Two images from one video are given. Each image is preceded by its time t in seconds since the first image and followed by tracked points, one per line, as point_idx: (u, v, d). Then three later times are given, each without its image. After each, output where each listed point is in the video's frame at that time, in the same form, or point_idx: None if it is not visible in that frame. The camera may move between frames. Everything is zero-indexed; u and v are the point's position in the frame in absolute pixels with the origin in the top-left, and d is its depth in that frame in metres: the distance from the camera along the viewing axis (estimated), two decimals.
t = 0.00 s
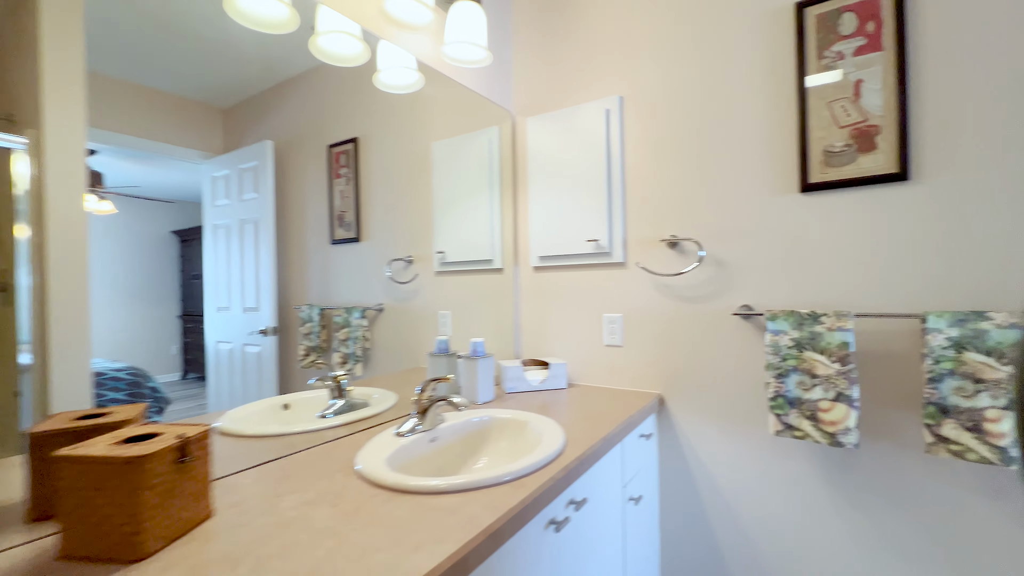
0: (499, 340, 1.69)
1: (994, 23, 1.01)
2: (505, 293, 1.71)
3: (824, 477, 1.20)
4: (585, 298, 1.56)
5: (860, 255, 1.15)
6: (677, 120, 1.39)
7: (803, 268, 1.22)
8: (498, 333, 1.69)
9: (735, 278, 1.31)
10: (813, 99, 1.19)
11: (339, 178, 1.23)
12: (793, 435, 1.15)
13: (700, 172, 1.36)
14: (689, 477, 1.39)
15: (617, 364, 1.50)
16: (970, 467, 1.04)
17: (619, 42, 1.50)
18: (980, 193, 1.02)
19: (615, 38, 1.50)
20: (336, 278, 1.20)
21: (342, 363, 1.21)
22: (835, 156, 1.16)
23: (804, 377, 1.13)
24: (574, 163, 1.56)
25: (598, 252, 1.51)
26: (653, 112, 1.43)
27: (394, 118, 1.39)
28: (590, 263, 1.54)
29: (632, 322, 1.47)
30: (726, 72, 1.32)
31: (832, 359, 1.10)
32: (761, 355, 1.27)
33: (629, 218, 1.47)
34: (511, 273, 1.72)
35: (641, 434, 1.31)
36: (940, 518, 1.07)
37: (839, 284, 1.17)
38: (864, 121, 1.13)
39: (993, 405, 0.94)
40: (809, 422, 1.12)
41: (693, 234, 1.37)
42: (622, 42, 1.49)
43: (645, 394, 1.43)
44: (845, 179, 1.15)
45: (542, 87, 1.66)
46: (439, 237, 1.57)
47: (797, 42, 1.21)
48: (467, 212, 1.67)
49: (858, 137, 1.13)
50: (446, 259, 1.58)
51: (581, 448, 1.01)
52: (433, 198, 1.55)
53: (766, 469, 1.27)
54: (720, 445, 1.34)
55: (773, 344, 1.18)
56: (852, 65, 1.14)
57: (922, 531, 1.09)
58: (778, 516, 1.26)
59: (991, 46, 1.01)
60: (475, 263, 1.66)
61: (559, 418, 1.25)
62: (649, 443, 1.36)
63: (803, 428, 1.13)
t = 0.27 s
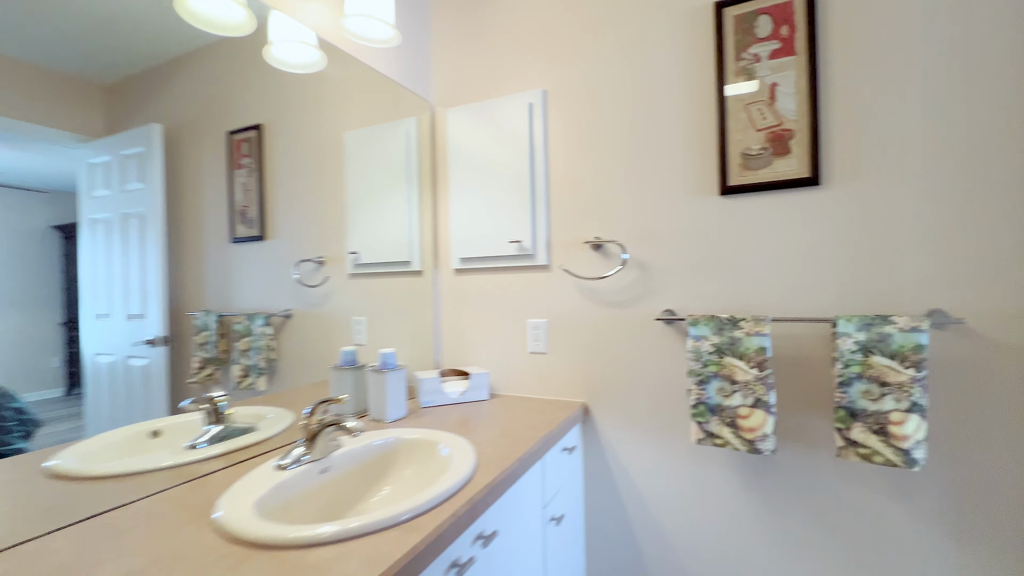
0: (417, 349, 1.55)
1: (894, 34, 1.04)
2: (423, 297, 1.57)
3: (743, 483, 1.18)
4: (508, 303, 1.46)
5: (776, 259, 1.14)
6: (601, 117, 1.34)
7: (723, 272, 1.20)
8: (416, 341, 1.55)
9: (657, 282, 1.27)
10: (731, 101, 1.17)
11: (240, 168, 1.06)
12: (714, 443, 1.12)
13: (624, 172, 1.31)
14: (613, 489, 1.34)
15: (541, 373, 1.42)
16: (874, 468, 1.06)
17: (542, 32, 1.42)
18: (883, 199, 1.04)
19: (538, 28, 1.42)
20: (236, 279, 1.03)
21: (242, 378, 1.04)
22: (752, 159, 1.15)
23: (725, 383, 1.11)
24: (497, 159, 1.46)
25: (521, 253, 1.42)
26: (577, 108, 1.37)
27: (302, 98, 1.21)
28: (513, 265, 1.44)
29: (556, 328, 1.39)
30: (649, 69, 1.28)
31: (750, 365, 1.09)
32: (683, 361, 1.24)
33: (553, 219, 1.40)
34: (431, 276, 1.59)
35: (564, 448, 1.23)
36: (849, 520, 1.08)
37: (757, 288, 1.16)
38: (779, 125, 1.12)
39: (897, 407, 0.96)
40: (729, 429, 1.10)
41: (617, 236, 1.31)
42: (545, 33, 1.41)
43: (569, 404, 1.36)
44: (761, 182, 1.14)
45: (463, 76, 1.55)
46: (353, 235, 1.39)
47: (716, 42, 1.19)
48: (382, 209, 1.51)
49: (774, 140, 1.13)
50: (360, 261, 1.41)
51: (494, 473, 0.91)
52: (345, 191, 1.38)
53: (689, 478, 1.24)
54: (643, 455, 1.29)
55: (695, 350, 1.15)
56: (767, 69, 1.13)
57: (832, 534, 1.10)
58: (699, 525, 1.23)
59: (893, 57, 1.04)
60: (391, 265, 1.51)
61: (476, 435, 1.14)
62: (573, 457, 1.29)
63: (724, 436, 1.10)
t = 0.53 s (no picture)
0: (306, 369, 1.35)
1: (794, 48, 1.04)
2: (315, 309, 1.38)
3: (656, 503, 1.14)
4: (412, 316, 1.32)
5: (686, 270, 1.11)
6: (511, 114, 1.24)
7: (635, 283, 1.15)
8: (305, 360, 1.35)
9: (569, 293, 1.19)
10: (642, 105, 1.12)
11: (88, 154, 0.86)
12: (626, 463, 1.06)
13: (535, 175, 1.22)
14: (524, 515, 1.24)
15: (448, 392, 1.29)
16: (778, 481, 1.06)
17: (448, 18, 1.29)
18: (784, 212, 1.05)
19: (444, 14, 1.29)
20: (86, 289, 0.84)
21: (90, 408, 0.84)
22: (663, 166, 1.11)
23: (637, 400, 1.06)
24: (398, 155, 1.31)
25: (425, 261, 1.28)
26: (486, 103, 1.26)
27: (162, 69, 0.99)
28: (417, 274, 1.30)
29: (463, 343, 1.27)
30: (560, 66, 1.20)
31: (661, 381, 1.04)
32: (596, 376, 1.17)
33: (461, 223, 1.28)
34: (324, 286, 1.40)
35: (470, 477, 1.11)
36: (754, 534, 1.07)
37: (668, 300, 1.13)
38: (688, 132, 1.09)
39: (798, 421, 0.95)
40: (641, 449, 1.04)
41: (528, 244, 1.22)
42: (451, 19, 1.29)
43: (477, 426, 1.24)
44: (672, 191, 1.10)
45: (361, 61, 1.37)
46: (230, 237, 1.16)
47: (628, 43, 1.14)
48: (268, 210, 1.29)
49: (683, 148, 1.09)
50: (240, 267, 1.18)
51: (377, 525, 0.77)
52: (222, 184, 1.14)
53: (602, 500, 1.18)
54: (556, 478, 1.21)
55: (607, 366, 1.09)
56: (677, 74, 1.10)
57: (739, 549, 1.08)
58: (612, 549, 1.17)
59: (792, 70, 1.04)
60: (276, 272, 1.29)
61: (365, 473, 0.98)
62: (480, 485, 1.17)
63: (636, 456, 1.05)
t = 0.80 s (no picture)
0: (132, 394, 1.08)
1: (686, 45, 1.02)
2: (147, 318, 1.11)
3: (553, 523, 1.05)
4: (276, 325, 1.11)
5: (583, 272, 1.04)
6: (395, 94, 1.09)
7: (531, 285, 1.06)
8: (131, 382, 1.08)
9: (459, 297, 1.07)
10: (538, 93, 1.04)
11: None
12: (521, 484, 0.96)
13: (422, 163, 1.08)
14: (411, 550, 1.09)
15: (320, 414, 1.10)
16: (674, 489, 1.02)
17: None
18: (678, 212, 1.02)
19: None
20: None
21: None
22: (559, 160, 1.03)
23: (531, 414, 0.96)
24: (258, 133, 1.09)
25: (290, 259, 1.08)
26: (366, 79, 1.09)
27: None
28: (282, 275, 1.10)
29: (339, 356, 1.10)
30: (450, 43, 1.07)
31: (558, 392, 0.96)
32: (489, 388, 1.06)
33: (335, 216, 1.10)
34: (159, 291, 1.13)
35: (341, 515, 0.94)
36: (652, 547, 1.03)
37: (565, 304, 1.05)
38: (584, 125, 1.03)
39: (693, 428, 0.91)
40: (536, 467, 0.95)
41: (414, 241, 1.08)
42: None
43: (354, 452, 1.07)
44: (568, 186, 1.03)
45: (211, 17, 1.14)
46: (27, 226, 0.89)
47: (523, 24, 1.05)
48: (77, 195, 1.00)
49: (580, 142, 1.03)
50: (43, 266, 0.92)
51: None
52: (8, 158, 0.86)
53: (496, 525, 1.06)
54: (446, 504, 1.08)
55: (500, 378, 0.98)
56: (573, 62, 1.03)
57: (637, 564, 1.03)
58: None
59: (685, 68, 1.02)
60: (91, 272, 1.01)
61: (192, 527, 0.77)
62: (355, 522, 1.00)
63: (531, 475, 0.95)
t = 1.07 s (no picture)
0: None
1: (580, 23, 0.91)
2: None
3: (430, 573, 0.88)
4: (49, 344, 0.82)
5: (466, 274, 0.89)
6: (226, 45, 0.85)
7: (403, 290, 0.88)
8: None
9: (311, 304, 0.86)
10: (411, 60, 0.87)
11: None
12: (387, 536, 0.77)
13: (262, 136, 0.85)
14: None
15: (115, 462, 0.82)
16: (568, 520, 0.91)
17: None
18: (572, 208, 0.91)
19: None
20: None
21: None
22: (437, 142, 0.87)
23: (400, 448, 0.78)
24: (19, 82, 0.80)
25: (66, 254, 0.80)
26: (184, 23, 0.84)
27: None
28: (57, 276, 0.81)
29: (143, 383, 0.83)
30: None
31: (433, 419, 0.79)
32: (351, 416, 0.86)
33: (139, 199, 0.83)
34: None
35: None
36: None
37: (444, 312, 0.89)
38: (467, 102, 0.88)
39: (587, 452, 0.80)
40: (405, 513, 0.77)
41: (251, 234, 0.85)
42: None
43: (162, 511, 0.81)
44: (448, 173, 0.87)
45: None
46: None
47: None
48: None
49: (461, 121, 0.87)
50: None
51: None
52: None
53: None
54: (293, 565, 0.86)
55: (361, 405, 0.78)
56: (453, 27, 0.87)
57: None
58: None
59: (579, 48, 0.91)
60: None
61: None
62: None
63: (399, 523, 0.77)
